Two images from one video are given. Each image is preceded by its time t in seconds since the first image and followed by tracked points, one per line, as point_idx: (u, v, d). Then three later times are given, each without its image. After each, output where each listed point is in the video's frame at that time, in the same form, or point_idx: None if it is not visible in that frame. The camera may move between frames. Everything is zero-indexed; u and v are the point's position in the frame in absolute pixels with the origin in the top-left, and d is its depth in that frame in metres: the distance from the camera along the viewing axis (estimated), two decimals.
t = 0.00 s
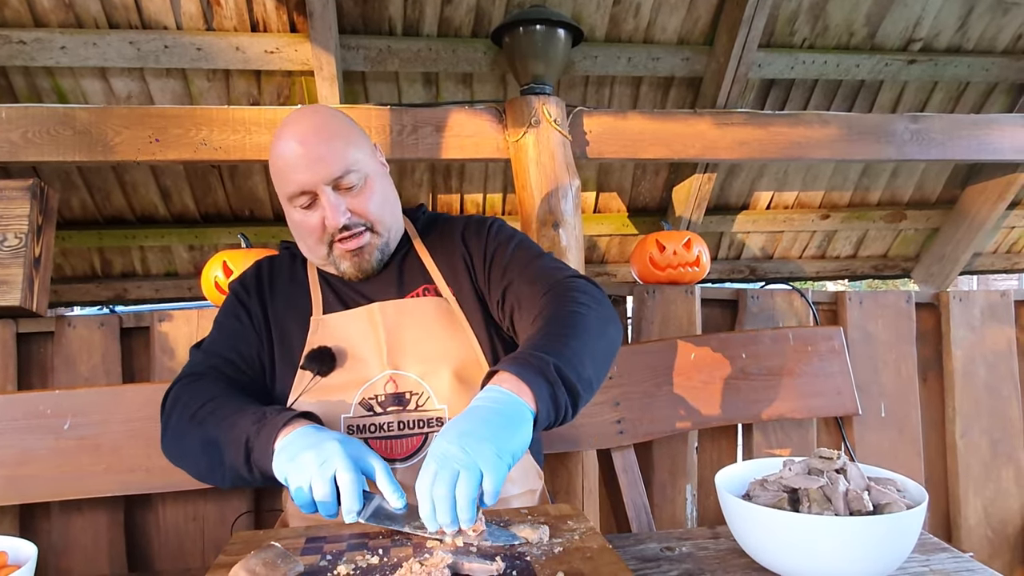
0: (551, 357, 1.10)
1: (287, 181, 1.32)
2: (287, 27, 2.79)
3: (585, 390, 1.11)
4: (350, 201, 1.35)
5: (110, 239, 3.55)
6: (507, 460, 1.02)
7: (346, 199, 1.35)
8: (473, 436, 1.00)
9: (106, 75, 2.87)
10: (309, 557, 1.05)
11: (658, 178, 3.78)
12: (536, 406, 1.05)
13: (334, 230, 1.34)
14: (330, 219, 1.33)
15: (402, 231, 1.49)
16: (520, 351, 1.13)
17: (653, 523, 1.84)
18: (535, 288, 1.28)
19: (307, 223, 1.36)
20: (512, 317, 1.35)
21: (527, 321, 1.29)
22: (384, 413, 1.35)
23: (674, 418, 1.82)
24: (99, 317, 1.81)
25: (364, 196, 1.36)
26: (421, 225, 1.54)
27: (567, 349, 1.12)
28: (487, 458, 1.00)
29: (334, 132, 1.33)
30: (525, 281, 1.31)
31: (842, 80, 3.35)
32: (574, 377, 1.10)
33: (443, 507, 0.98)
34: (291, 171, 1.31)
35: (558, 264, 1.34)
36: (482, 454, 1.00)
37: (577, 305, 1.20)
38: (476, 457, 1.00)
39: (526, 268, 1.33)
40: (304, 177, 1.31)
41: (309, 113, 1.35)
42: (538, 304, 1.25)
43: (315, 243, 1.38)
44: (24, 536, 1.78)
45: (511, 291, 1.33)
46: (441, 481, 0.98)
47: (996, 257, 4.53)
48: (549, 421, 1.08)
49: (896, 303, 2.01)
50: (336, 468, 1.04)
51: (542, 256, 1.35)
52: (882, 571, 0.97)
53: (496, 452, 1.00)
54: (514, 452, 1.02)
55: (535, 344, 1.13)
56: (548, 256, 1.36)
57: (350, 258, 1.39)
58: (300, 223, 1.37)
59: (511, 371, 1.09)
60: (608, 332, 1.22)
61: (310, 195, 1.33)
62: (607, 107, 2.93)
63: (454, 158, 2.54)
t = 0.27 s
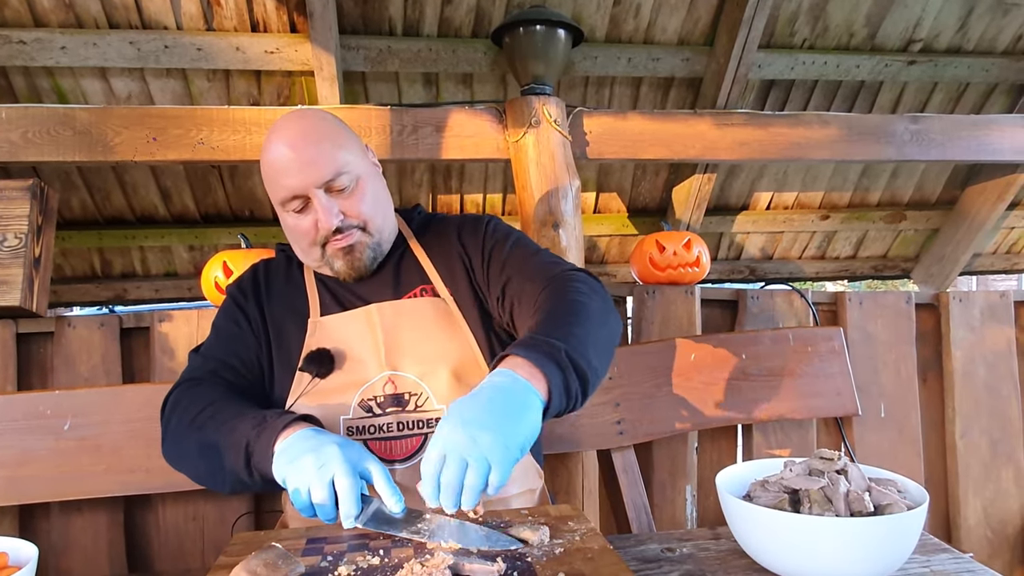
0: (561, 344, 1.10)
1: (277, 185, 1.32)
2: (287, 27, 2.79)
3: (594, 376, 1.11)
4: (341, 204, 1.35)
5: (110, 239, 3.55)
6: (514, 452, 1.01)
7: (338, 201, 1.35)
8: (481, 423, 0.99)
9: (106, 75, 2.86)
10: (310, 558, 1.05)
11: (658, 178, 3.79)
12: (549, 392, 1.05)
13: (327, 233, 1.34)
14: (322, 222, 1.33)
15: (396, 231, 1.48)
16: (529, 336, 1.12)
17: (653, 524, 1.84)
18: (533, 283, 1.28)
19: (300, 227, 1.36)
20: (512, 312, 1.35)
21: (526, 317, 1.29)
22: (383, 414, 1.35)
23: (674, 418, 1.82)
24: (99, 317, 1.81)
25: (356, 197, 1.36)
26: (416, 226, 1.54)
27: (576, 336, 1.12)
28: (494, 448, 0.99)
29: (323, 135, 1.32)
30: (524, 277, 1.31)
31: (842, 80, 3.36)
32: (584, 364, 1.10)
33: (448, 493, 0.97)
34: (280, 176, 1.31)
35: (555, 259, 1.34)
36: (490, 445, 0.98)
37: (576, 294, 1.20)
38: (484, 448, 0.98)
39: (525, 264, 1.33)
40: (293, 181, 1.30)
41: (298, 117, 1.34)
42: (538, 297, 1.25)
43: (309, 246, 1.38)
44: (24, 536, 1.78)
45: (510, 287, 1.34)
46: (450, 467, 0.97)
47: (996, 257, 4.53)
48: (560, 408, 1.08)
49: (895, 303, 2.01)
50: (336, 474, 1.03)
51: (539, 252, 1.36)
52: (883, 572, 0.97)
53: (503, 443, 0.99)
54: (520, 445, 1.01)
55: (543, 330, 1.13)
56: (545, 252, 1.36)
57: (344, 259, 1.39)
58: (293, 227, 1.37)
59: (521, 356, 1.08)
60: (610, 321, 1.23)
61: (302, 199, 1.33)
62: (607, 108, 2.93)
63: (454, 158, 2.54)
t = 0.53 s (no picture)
0: (584, 344, 1.08)
1: (281, 184, 1.32)
2: (288, 28, 2.79)
3: (610, 373, 1.11)
4: (346, 202, 1.35)
5: (110, 239, 3.55)
6: (560, 452, 0.95)
7: (342, 200, 1.35)
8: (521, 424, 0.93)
9: (106, 76, 2.86)
10: (311, 558, 1.05)
11: (658, 179, 3.79)
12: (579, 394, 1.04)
13: (331, 232, 1.34)
14: (326, 221, 1.32)
15: (397, 231, 1.48)
16: (550, 335, 1.09)
17: (653, 524, 1.84)
18: (529, 283, 1.26)
19: (303, 226, 1.36)
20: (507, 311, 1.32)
21: (522, 316, 1.26)
22: (382, 416, 1.36)
23: (674, 418, 1.82)
24: (99, 318, 1.81)
25: (360, 196, 1.36)
26: (417, 226, 1.53)
27: (596, 336, 1.11)
28: (541, 451, 0.93)
29: (326, 133, 1.32)
30: (520, 276, 1.29)
31: (842, 81, 3.36)
32: (603, 362, 1.09)
33: (495, 500, 0.91)
34: (284, 175, 1.31)
35: (550, 260, 1.31)
36: (535, 446, 0.92)
37: (578, 293, 1.18)
38: (531, 450, 0.92)
39: (521, 263, 1.31)
40: (297, 180, 1.30)
41: (300, 117, 1.34)
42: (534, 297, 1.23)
43: (312, 244, 1.38)
44: (24, 537, 1.78)
45: (507, 286, 1.32)
46: (496, 473, 0.91)
47: (996, 258, 4.54)
48: (586, 408, 1.06)
49: (895, 303, 2.01)
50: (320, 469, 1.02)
51: (536, 251, 1.33)
52: (884, 572, 0.97)
53: (548, 444, 0.93)
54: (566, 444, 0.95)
55: (565, 329, 1.10)
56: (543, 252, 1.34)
57: (347, 257, 1.39)
58: (296, 226, 1.37)
59: (550, 359, 1.05)
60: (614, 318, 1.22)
61: (306, 198, 1.33)
62: (608, 108, 2.93)
63: (454, 159, 2.54)
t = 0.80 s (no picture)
0: (585, 375, 1.08)
1: (294, 179, 1.32)
2: (288, 28, 2.79)
3: (608, 408, 1.10)
4: (358, 200, 1.35)
5: (111, 240, 3.55)
6: (540, 441, 0.93)
7: (355, 197, 1.35)
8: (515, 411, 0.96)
9: (107, 76, 2.86)
10: (312, 559, 1.05)
11: (658, 179, 3.79)
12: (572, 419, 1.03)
13: (342, 229, 1.34)
14: (338, 217, 1.33)
15: (405, 232, 1.48)
16: (552, 363, 1.10)
17: (653, 525, 1.84)
18: (548, 302, 1.28)
19: (314, 222, 1.36)
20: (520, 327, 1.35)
21: (538, 333, 1.29)
22: (384, 416, 1.35)
23: (674, 419, 1.82)
24: (99, 318, 1.81)
25: (372, 195, 1.36)
26: (424, 228, 1.53)
27: (598, 368, 1.10)
28: (518, 438, 0.92)
29: (341, 130, 1.33)
30: (538, 293, 1.30)
31: (842, 81, 3.36)
32: (601, 393, 1.08)
33: (467, 476, 0.90)
34: (298, 170, 1.31)
35: (569, 279, 1.33)
36: (515, 432, 0.92)
37: (591, 322, 1.19)
38: (509, 433, 0.92)
39: (539, 281, 1.32)
40: (311, 174, 1.31)
41: (316, 114, 1.35)
42: (550, 319, 1.25)
43: (321, 241, 1.38)
44: (24, 537, 1.78)
45: (522, 301, 1.33)
46: (470, 448, 0.91)
47: (997, 258, 4.54)
48: (576, 436, 1.05)
49: (895, 304, 2.01)
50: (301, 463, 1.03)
51: (553, 270, 1.35)
52: (884, 573, 0.97)
53: (531, 431, 0.93)
54: (546, 437, 0.94)
55: (566, 358, 1.10)
56: (558, 270, 1.35)
57: (355, 256, 1.38)
58: (306, 222, 1.37)
59: (545, 381, 1.06)
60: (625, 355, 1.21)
61: (319, 192, 1.33)
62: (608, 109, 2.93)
63: (454, 159, 2.54)
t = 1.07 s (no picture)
0: (556, 405, 1.10)
1: (314, 172, 1.33)
2: (287, 27, 2.79)
3: (581, 439, 1.12)
4: (377, 197, 1.36)
5: (110, 239, 3.55)
6: (491, 471, 0.98)
7: (374, 195, 1.36)
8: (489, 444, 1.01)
9: (106, 75, 2.86)
10: (310, 558, 1.05)
11: (658, 178, 3.79)
12: (539, 451, 1.06)
13: (358, 225, 1.34)
14: (357, 212, 1.33)
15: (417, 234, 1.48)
16: (527, 393, 1.13)
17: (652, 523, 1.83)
18: (547, 317, 1.29)
19: (331, 216, 1.36)
20: (518, 340, 1.36)
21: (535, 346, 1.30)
22: (393, 413, 1.35)
23: (674, 418, 1.82)
24: (99, 317, 1.81)
25: (391, 194, 1.37)
26: (435, 228, 1.53)
27: (571, 398, 1.12)
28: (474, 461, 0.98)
29: (365, 127, 1.34)
30: (537, 307, 1.32)
31: (842, 80, 3.36)
32: (574, 426, 1.10)
33: (419, 490, 0.96)
34: (320, 163, 1.33)
35: (569, 294, 1.35)
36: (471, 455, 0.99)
37: (576, 349, 1.20)
38: (466, 457, 0.99)
39: (537, 294, 1.34)
40: (333, 169, 1.32)
41: (341, 110, 1.37)
42: (547, 335, 1.27)
43: (337, 236, 1.38)
44: (24, 536, 1.78)
45: (521, 313, 1.35)
46: (428, 466, 0.99)
47: (995, 258, 4.54)
48: (545, 467, 1.09)
49: (895, 303, 2.01)
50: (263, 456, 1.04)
51: (553, 283, 1.36)
52: (882, 573, 0.97)
53: (487, 459, 0.98)
54: (500, 467, 0.98)
55: (540, 391, 1.13)
56: (558, 284, 1.37)
57: (368, 255, 1.38)
58: (324, 216, 1.37)
59: (515, 414, 1.09)
60: (609, 381, 1.23)
61: (339, 186, 1.34)
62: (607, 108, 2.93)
63: (453, 159, 2.54)
